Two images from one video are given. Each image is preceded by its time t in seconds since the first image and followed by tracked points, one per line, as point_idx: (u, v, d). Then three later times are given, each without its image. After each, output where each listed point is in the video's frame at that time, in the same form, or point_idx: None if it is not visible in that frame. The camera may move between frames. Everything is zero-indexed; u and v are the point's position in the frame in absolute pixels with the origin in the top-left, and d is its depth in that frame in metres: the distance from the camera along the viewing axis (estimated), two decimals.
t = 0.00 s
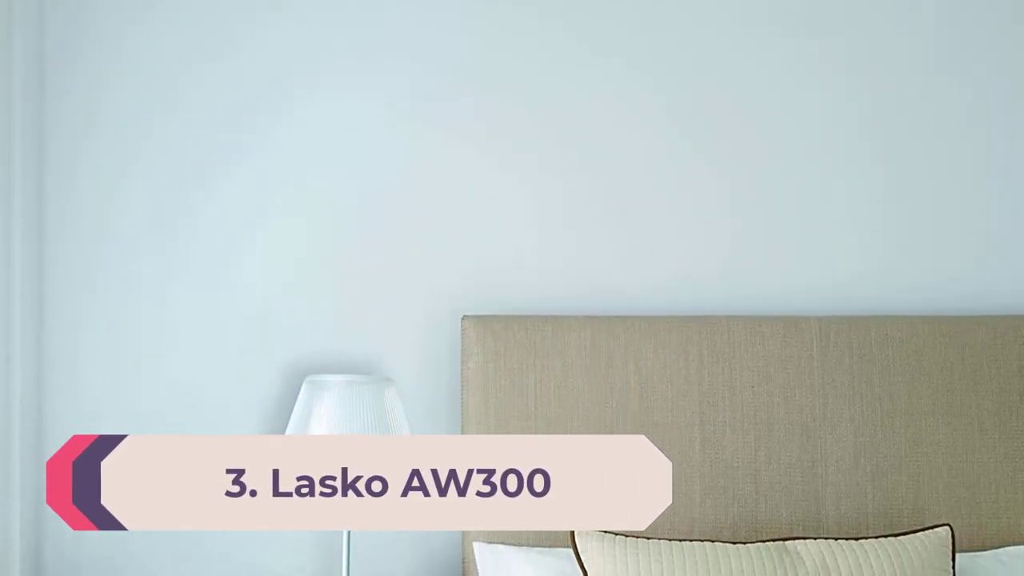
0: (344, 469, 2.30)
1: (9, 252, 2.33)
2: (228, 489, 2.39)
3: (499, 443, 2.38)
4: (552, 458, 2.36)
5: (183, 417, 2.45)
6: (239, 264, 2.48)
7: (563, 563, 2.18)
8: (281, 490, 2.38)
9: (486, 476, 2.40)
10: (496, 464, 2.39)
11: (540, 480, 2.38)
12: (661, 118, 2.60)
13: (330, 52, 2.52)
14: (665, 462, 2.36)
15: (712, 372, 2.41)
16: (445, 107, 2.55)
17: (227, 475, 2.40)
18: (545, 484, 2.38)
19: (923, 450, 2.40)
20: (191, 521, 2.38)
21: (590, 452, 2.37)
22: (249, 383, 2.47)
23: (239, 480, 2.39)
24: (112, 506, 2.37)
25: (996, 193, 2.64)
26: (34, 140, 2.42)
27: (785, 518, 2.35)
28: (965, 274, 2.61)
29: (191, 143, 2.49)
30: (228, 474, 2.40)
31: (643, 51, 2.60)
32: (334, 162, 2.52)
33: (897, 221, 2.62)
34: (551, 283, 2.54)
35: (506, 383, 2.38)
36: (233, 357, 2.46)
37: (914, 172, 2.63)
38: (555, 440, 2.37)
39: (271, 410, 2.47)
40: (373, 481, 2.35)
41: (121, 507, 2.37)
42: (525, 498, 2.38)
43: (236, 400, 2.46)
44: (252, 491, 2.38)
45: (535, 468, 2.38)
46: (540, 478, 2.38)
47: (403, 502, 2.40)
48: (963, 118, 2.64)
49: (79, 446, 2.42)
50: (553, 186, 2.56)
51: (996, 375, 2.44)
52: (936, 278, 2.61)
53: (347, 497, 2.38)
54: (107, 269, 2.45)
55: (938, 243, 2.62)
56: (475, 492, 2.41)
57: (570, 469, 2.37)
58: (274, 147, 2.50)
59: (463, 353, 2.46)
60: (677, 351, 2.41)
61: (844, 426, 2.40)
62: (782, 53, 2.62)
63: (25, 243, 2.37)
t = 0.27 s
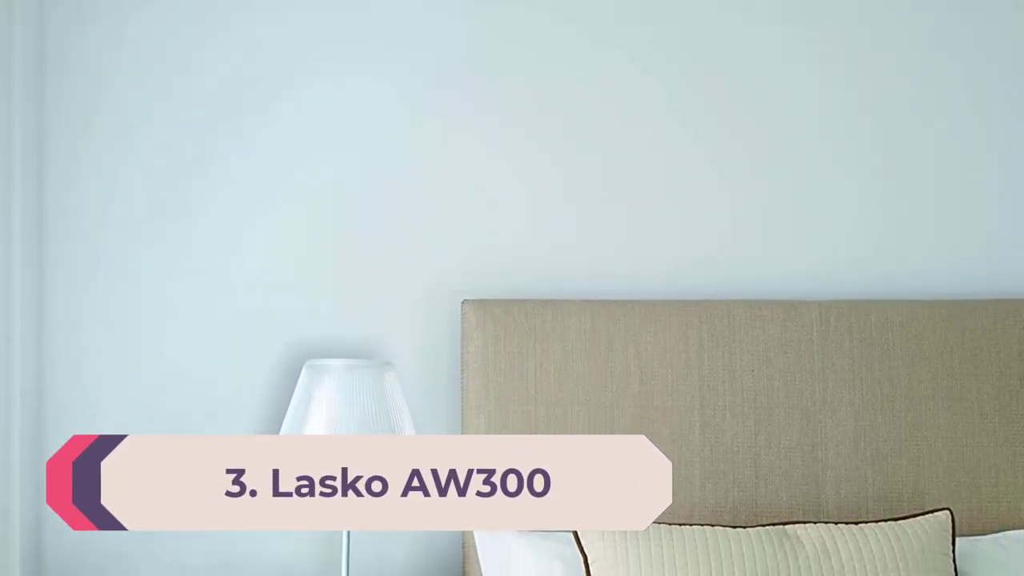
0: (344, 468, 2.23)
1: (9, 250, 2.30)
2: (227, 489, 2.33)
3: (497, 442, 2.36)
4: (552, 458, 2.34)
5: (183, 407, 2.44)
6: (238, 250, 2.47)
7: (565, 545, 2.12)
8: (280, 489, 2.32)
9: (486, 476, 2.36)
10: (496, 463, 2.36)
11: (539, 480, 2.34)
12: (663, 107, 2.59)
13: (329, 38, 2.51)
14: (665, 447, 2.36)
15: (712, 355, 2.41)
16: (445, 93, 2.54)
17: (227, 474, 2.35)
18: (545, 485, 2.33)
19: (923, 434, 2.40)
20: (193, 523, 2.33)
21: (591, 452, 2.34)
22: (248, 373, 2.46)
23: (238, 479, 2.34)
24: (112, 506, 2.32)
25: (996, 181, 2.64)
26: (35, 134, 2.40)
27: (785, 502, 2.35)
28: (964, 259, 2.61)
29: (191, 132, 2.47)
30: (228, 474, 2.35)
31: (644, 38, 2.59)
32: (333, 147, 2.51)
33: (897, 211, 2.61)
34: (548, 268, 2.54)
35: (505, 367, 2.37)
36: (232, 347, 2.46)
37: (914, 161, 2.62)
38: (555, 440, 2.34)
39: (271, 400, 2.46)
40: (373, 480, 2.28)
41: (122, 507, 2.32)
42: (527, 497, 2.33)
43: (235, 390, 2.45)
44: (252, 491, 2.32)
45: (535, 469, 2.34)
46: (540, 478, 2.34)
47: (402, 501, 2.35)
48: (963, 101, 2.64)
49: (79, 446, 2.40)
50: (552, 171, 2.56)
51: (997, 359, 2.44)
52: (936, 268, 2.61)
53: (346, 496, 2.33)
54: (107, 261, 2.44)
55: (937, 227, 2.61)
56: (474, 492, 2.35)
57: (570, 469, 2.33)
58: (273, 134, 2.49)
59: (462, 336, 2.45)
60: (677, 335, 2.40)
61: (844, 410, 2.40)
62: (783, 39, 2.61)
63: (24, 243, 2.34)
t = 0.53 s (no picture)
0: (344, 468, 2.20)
1: (9, 251, 2.29)
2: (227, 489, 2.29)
3: (497, 442, 2.33)
4: (552, 458, 2.31)
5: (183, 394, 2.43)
6: (237, 235, 2.46)
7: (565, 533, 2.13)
8: (280, 489, 2.28)
9: (486, 476, 2.32)
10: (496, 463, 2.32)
11: (539, 480, 2.30)
12: (664, 92, 2.58)
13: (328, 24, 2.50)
14: (665, 431, 2.36)
15: (713, 339, 2.41)
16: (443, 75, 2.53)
17: (226, 474, 2.30)
18: (545, 484, 2.29)
19: (923, 418, 2.40)
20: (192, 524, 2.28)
21: (591, 452, 2.32)
22: (248, 360, 2.45)
23: (238, 479, 2.29)
24: (112, 505, 2.28)
25: (997, 165, 2.63)
26: (32, 117, 2.38)
27: (785, 485, 2.35)
28: (964, 241, 2.61)
29: (190, 117, 2.46)
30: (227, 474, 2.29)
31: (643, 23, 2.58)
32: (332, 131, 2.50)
33: (899, 196, 2.60)
34: (548, 250, 2.53)
35: (505, 349, 2.37)
36: (232, 332, 2.45)
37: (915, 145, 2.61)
38: (555, 440, 2.32)
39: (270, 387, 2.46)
40: (373, 480, 2.24)
41: (121, 507, 2.28)
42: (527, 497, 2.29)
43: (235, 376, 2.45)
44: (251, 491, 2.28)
45: (535, 468, 2.31)
46: (540, 478, 2.30)
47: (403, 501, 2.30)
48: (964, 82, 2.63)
49: (79, 446, 2.38)
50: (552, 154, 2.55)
51: (997, 342, 2.44)
52: (937, 253, 2.60)
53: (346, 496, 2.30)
54: (107, 248, 2.43)
55: (937, 210, 2.61)
56: (475, 492, 2.30)
57: (570, 469, 2.30)
58: (272, 118, 2.48)
59: (462, 319, 2.44)
60: (677, 318, 2.40)
61: (844, 393, 2.40)
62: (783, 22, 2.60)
63: (24, 245, 2.33)
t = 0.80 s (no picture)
0: (345, 470, 2.28)
1: (9, 244, 2.30)
2: (226, 489, 2.23)
3: (496, 442, 2.30)
4: (552, 458, 2.26)
5: (183, 378, 2.42)
6: (236, 218, 2.45)
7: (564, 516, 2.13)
8: (280, 489, 2.26)
9: (486, 476, 2.27)
10: (495, 464, 2.27)
11: (540, 480, 2.24)
12: (665, 76, 2.57)
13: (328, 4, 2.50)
14: (665, 414, 2.36)
15: (713, 321, 2.40)
16: (444, 58, 2.52)
17: (225, 474, 2.25)
18: (545, 484, 2.22)
19: (923, 400, 2.40)
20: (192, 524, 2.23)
21: (591, 452, 2.28)
22: (248, 344, 2.43)
23: (237, 480, 2.25)
24: (112, 506, 2.24)
25: (1000, 149, 2.62)
26: (32, 104, 2.39)
27: (785, 467, 2.35)
28: (966, 223, 2.60)
29: (189, 100, 2.46)
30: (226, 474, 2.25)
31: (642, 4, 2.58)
32: (331, 112, 2.49)
33: (901, 179, 2.59)
34: (548, 233, 2.52)
35: (505, 330, 2.37)
36: (231, 316, 2.44)
37: (917, 127, 2.60)
38: (555, 440, 2.28)
39: (271, 371, 2.44)
40: (373, 480, 2.27)
41: (121, 507, 2.23)
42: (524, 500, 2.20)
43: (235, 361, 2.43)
44: (251, 491, 2.24)
45: (535, 468, 2.26)
46: (540, 478, 2.24)
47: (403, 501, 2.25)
48: (964, 64, 2.62)
49: (78, 446, 2.36)
50: (552, 136, 2.54)
51: (997, 324, 2.44)
52: (940, 236, 2.59)
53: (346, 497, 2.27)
54: (107, 232, 2.43)
55: (939, 192, 2.60)
56: (475, 492, 2.25)
57: (570, 469, 2.24)
58: (271, 100, 2.48)
59: (461, 300, 2.43)
60: (677, 300, 2.40)
61: (844, 374, 2.40)
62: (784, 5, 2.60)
63: (24, 231, 2.34)
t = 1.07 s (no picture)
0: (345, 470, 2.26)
1: (9, 221, 2.29)
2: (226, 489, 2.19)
3: (495, 442, 2.26)
4: (552, 458, 2.23)
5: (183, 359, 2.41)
6: (236, 198, 2.45)
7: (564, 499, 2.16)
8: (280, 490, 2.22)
9: (486, 476, 2.23)
10: (495, 463, 2.24)
11: (540, 480, 2.20)
12: (664, 57, 2.56)
13: None
14: (665, 394, 2.36)
15: (713, 303, 2.40)
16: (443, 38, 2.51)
17: (225, 474, 2.20)
18: (545, 485, 2.18)
19: (923, 381, 2.40)
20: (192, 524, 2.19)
21: (590, 452, 2.24)
22: (248, 324, 2.43)
23: (237, 480, 2.21)
24: (112, 505, 2.20)
25: (1002, 130, 2.61)
26: (32, 86, 2.38)
27: (785, 448, 2.35)
28: (967, 203, 2.59)
29: (189, 80, 2.45)
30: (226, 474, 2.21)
31: None
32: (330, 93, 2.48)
33: (903, 160, 2.59)
34: (548, 214, 2.51)
35: (505, 312, 2.36)
36: (231, 296, 2.43)
37: (919, 108, 2.59)
38: (556, 440, 2.24)
39: (271, 353, 2.43)
40: (373, 480, 2.25)
41: (121, 507, 2.19)
42: (526, 498, 2.17)
43: (235, 342, 2.42)
44: (251, 491, 2.20)
45: (535, 468, 2.22)
46: (540, 478, 2.20)
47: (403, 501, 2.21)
48: (965, 44, 2.61)
49: (78, 446, 2.34)
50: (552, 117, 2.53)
51: (996, 305, 2.44)
52: (941, 218, 2.58)
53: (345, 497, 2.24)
54: (107, 214, 2.42)
55: (939, 172, 2.59)
56: (475, 492, 2.22)
57: (570, 469, 2.20)
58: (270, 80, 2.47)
59: (461, 282, 2.42)
60: (677, 281, 2.39)
61: (844, 356, 2.40)
62: None
63: (25, 209, 2.33)
